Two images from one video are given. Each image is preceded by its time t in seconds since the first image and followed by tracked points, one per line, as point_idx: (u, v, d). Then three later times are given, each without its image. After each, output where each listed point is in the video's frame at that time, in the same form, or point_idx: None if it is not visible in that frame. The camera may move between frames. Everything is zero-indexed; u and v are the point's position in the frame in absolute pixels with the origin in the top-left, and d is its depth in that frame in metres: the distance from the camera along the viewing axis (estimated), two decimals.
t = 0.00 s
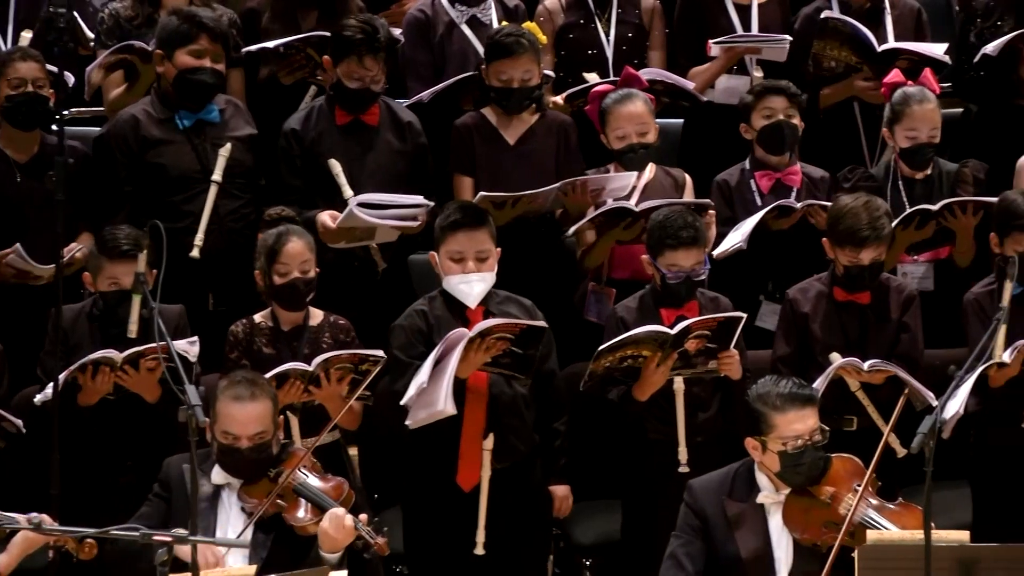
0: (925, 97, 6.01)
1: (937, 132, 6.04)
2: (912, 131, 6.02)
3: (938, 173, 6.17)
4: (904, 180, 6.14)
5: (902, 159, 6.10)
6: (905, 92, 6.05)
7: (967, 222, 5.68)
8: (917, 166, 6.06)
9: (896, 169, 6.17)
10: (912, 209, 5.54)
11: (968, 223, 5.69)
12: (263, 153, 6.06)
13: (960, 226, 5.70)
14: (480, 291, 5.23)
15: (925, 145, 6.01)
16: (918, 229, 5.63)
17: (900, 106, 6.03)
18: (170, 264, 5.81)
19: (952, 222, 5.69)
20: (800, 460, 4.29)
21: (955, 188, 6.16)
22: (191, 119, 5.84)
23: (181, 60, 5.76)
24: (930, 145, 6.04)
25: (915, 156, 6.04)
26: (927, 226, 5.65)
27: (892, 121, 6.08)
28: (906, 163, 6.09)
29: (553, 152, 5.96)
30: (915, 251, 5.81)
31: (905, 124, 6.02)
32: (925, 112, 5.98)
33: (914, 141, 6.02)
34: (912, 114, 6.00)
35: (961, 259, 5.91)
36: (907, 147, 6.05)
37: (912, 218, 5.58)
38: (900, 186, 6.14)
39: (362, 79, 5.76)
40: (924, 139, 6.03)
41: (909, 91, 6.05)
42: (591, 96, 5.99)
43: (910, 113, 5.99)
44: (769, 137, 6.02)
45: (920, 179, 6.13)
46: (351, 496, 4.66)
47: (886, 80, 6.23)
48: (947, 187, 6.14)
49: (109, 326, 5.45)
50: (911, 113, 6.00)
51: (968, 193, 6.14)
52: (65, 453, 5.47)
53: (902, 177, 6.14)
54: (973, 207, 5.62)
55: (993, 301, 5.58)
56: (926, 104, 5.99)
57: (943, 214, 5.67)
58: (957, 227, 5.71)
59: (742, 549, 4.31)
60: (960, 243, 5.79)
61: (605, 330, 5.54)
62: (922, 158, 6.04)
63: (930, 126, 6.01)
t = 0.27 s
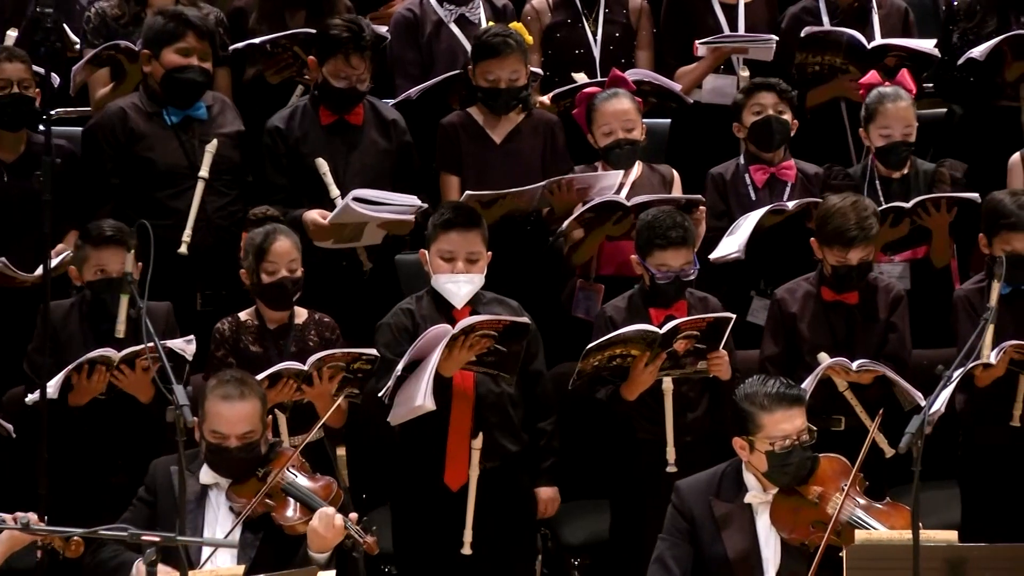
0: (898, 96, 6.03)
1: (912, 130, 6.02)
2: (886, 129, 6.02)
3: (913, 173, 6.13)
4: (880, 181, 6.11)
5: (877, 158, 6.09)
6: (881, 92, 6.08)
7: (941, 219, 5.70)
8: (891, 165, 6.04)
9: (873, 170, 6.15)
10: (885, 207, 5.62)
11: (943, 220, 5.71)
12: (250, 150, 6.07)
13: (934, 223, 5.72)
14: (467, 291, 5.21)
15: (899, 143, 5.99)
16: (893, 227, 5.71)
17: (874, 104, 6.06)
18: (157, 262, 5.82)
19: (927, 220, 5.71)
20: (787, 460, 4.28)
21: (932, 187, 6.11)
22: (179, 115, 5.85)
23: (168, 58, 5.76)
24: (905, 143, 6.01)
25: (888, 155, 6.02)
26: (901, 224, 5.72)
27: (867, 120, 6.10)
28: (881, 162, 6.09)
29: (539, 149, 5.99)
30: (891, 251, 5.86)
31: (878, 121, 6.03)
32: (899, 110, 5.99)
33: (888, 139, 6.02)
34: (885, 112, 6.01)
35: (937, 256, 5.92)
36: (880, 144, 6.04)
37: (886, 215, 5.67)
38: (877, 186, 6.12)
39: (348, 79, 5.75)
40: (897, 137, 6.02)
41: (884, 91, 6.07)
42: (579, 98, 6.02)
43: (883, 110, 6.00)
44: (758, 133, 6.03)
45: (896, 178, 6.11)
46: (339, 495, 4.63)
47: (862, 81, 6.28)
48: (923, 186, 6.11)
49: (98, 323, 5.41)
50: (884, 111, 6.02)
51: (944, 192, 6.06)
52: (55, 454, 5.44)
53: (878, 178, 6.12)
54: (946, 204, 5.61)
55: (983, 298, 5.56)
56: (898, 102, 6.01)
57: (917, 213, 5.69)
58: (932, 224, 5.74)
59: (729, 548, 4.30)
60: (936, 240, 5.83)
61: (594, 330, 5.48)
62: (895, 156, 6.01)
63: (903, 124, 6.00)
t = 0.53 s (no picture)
0: (862, 93, 6.06)
1: (878, 120, 6.00)
2: (852, 123, 6.03)
3: (896, 178, 6.16)
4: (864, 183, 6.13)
5: (853, 157, 6.10)
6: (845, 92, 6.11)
7: (928, 222, 5.68)
8: (865, 160, 6.04)
9: (855, 172, 6.16)
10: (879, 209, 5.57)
11: (929, 224, 5.69)
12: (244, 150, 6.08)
13: (919, 228, 5.70)
14: (459, 292, 5.22)
15: (864, 134, 5.99)
16: (882, 229, 5.66)
17: (840, 104, 6.09)
18: (152, 263, 5.81)
19: (914, 223, 5.69)
20: (781, 460, 4.28)
21: (914, 192, 6.17)
22: (175, 116, 5.84)
23: (161, 56, 5.75)
24: (873, 134, 5.99)
25: (857, 148, 6.03)
26: (890, 227, 5.68)
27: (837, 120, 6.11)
28: (857, 160, 6.09)
29: (531, 150, 5.99)
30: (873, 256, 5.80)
31: (844, 118, 6.06)
32: (862, 103, 6.00)
33: (855, 133, 6.02)
34: (850, 107, 6.03)
35: (917, 265, 5.96)
36: (850, 139, 6.05)
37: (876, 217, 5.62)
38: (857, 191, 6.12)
39: (340, 60, 5.76)
40: (865, 129, 6.01)
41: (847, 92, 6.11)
42: (573, 97, 6.03)
43: (848, 107, 6.02)
44: (754, 135, 6.02)
45: (878, 182, 6.12)
46: (335, 496, 4.64)
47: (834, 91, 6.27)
48: (906, 191, 6.14)
49: (92, 324, 5.41)
50: (848, 107, 6.03)
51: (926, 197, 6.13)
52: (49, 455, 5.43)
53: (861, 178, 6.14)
54: (935, 207, 5.60)
55: (977, 300, 5.57)
56: (862, 97, 6.02)
57: (906, 216, 5.66)
58: (918, 227, 5.71)
59: (722, 548, 4.29)
60: (917, 246, 5.83)
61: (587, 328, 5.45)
62: (866, 150, 6.01)
63: (869, 116, 6.00)
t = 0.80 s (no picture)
0: (864, 90, 6.06)
1: (881, 117, 6.01)
2: (854, 119, 6.03)
3: (897, 178, 6.18)
4: (868, 183, 6.13)
5: (853, 153, 6.09)
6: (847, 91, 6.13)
7: (937, 218, 5.72)
8: (865, 156, 6.02)
9: (856, 171, 6.17)
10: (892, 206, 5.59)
11: (937, 220, 5.74)
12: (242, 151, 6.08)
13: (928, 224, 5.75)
14: (457, 287, 5.23)
15: (867, 129, 5.98)
16: (893, 226, 5.69)
17: (841, 101, 6.10)
18: (148, 262, 5.81)
19: (924, 219, 5.73)
20: (777, 460, 4.29)
21: (914, 191, 6.19)
22: (171, 116, 5.84)
23: (157, 55, 5.76)
24: (875, 130, 5.98)
25: (857, 144, 6.02)
26: (900, 224, 5.71)
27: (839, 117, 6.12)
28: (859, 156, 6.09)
29: (528, 151, 6.00)
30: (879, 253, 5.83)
31: (846, 115, 6.05)
32: (866, 100, 6.01)
33: (856, 128, 6.01)
34: (853, 104, 6.03)
35: (919, 263, 5.99)
36: (851, 135, 6.04)
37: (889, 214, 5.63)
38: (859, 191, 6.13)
39: (330, 50, 5.73)
40: (867, 125, 6.01)
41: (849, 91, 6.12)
42: (571, 97, 6.03)
43: (850, 103, 6.03)
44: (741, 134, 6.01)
45: (881, 184, 6.14)
46: (333, 497, 4.65)
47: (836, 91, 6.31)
48: (907, 190, 6.16)
49: (86, 325, 5.43)
50: (851, 103, 6.04)
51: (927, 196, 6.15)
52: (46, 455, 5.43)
53: (863, 178, 6.15)
54: (946, 202, 5.64)
55: (971, 300, 5.57)
56: (865, 95, 6.03)
57: (916, 212, 5.69)
58: (926, 224, 5.76)
59: (717, 547, 4.29)
60: (922, 243, 5.87)
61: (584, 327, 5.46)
62: (867, 145, 6.00)
63: (871, 112, 6.00)
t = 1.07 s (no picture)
0: (884, 87, 6.07)
1: (899, 113, 6.02)
2: (875, 114, 6.02)
3: (911, 175, 6.18)
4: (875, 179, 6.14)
5: (869, 149, 6.10)
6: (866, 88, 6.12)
7: (946, 216, 5.72)
8: (883, 152, 6.01)
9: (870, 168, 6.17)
10: (896, 204, 5.61)
11: (946, 219, 5.74)
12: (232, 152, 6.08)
13: (937, 223, 5.75)
14: (454, 281, 5.19)
15: (886, 125, 5.98)
16: (900, 224, 5.71)
17: (860, 97, 6.10)
18: (138, 262, 5.81)
19: (932, 217, 5.74)
20: (765, 460, 4.28)
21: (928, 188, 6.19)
22: (162, 116, 5.84)
23: (147, 54, 5.75)
24: (893, 126, 5.99)
25: (875, 139, 6.01)
26: (909, 222, 5.74)
27: (857, 112, 6.11)
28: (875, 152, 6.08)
29: (519, 151, 5.98)
30: (891, 249, 5.89)
31: (866, 110, 6.04)
32: (886, 96, 6.01)
33: (875, 123, 6.01)
34: (872, 100, 6.03)
35: (933, 261, 5.99)
36: (869, 130, 6.04)
37: (895, 213, 5.65)
38: (872, 187, 6.14)
39: (316, 50, 5.74)
40: (886, 121, 6.01)
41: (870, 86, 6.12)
42: (565, 95, 6.06)
43: (870, 99, 6.02)
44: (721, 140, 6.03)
45: (892, 182, 6.14)
46: (323, 495, 4.64)
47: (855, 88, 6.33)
48: (920, 188, 6.16)
49: (78, 325, 5.40)
50: (870, 99, 6.03)
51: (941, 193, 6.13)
52: (36, 455, 5.43)
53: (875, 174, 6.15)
54: (952, 198, 5.66)
55: (960, 301, 5.57)
56: (885, 91, 6.03)
57: (923, 209, 5.72)
58: (935, 223, 5.76)
59: (707, 548, 4.30)
60: (933, 243, 5.88)
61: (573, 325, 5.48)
62: (886, 141, 5.99)
63: (890, 108, 6.01)
